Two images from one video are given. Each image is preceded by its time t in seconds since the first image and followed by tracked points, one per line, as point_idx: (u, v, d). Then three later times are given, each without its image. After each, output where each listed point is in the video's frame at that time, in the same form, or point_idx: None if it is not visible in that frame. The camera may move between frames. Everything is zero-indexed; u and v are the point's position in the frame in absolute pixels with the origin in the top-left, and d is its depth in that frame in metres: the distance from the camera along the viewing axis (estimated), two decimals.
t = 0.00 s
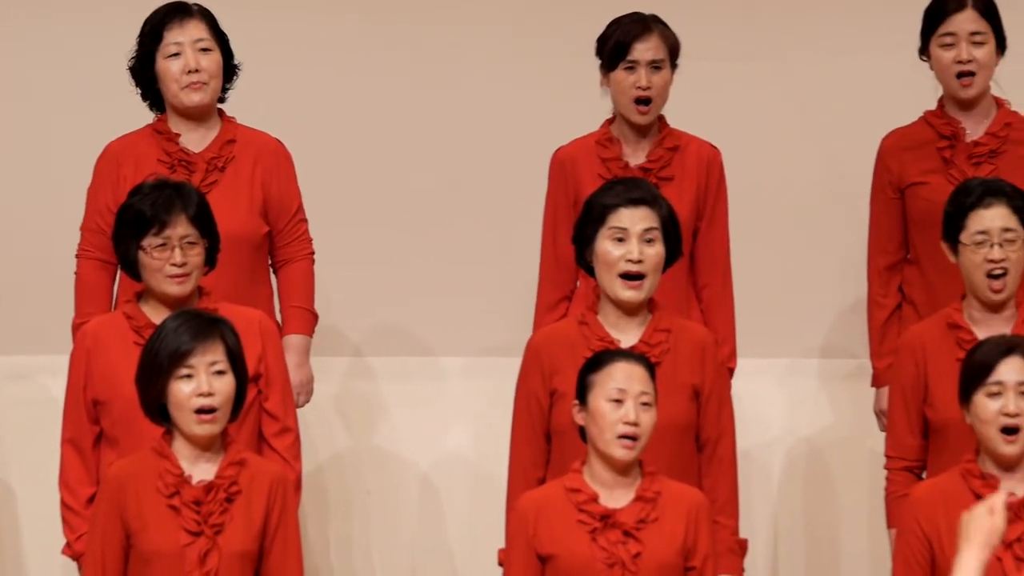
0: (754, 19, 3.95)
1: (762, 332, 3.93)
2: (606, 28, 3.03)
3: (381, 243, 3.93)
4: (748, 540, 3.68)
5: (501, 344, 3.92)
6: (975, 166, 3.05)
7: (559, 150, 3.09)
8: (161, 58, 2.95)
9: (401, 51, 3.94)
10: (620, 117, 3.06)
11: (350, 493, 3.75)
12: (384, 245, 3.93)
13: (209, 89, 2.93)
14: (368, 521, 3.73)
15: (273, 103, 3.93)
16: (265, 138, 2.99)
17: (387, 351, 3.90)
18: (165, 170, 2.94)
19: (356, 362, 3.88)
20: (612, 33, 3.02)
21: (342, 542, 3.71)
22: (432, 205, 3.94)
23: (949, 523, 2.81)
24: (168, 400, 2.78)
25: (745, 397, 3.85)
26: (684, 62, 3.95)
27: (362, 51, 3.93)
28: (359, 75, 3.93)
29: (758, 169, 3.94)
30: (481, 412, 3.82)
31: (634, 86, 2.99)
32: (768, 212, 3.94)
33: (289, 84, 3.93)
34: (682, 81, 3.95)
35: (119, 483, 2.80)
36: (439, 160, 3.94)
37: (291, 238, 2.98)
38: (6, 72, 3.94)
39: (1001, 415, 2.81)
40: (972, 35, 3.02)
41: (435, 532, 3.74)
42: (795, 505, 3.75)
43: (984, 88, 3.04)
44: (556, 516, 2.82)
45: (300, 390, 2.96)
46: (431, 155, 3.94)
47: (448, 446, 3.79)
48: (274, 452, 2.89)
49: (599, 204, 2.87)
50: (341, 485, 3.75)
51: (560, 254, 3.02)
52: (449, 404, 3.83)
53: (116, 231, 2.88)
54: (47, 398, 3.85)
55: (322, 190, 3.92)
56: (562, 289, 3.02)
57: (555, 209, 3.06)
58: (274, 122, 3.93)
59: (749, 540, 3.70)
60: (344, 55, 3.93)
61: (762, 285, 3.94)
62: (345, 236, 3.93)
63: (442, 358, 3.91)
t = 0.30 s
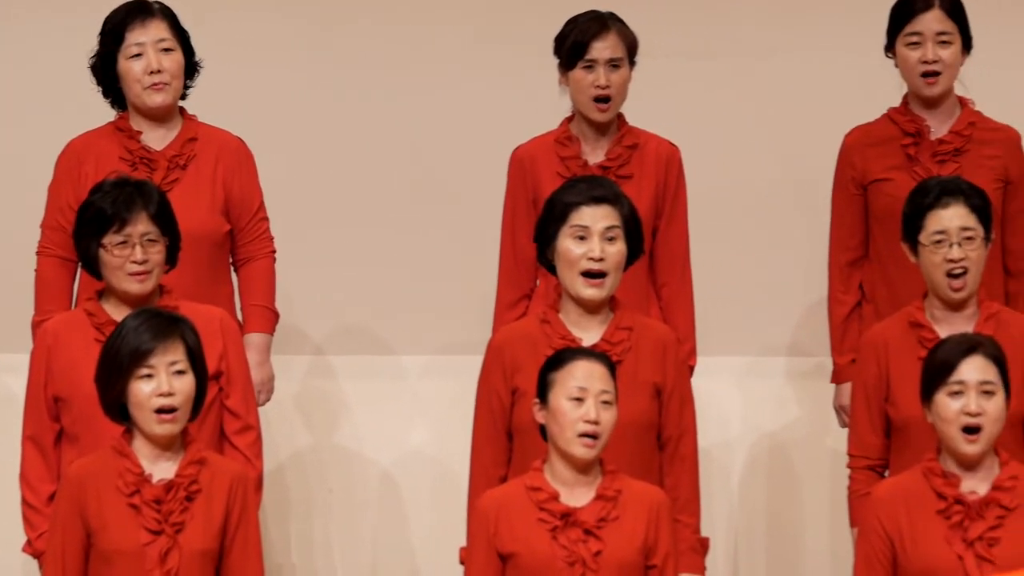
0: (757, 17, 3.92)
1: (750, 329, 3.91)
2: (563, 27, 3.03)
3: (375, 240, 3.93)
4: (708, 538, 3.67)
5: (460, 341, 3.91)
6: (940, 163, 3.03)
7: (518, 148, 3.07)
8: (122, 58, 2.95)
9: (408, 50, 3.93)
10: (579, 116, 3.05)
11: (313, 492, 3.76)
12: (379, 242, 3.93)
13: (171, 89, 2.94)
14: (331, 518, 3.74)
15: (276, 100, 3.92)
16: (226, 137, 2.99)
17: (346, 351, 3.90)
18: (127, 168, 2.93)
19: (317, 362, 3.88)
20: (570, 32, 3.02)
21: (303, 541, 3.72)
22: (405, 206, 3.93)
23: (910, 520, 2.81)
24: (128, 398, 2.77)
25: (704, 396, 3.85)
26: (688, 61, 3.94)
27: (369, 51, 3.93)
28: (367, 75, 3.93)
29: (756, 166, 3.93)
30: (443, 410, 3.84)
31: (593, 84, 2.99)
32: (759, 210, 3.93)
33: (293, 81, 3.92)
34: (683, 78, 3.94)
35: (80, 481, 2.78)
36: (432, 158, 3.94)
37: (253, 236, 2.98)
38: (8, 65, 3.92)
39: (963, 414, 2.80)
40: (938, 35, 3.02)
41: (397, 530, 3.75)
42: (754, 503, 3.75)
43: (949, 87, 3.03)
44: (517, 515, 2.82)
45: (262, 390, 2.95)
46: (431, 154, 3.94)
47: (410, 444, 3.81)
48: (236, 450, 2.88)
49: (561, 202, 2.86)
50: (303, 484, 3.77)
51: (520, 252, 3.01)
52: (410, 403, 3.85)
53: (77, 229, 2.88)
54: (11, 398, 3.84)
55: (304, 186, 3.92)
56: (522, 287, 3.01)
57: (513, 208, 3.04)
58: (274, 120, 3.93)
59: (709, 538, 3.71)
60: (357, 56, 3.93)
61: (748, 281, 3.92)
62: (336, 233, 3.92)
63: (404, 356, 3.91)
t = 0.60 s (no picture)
0: (748, 18, 3.91)
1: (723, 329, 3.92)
2: (521, 29, 3.02)
3: (351, 240, 3.94)
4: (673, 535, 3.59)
5: (425, 342, 3.92)
6: (904, 163, 3.02)
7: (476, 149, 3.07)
8: (81, 56, 2.96)
9: (415, 53, 3.94)
10: (537, 116, 3.04)
11: (273, 493, 3.67)
12: (358, 241, 3.94)
13: (130, 86, 2.94)
14: (290, 520, 3.64)
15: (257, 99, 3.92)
16: (186, 137, 2.99)
17: (309, 351, 3.90)
18: (88, 169, 2.93)
19: (279, 363, 3.87)
20: (528, 33, 3.01)
21: (263, 544, 3.61)
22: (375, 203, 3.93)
23: (872, 520, 2.81)
24: (88, 399, 2.75)
25: (665, 395, 3.81)
26: (669, 61, 3.93)
27: (347, 53, 3.93)
28: (386, 75, 3.94)
29: (738, 165, 3.92)
30: (404, 412, 3.78)
31: (551, 86, 2.98)
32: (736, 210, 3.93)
33: (272, 81, 3.92)
34: (664, 76, 3.93)
35: (40, 481, 2.75)
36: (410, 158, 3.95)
37: (214, 237, 2.99)
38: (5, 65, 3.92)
39: (924, 413, 2.80)
40: (904, 35, 2.98)
41: (357, 531, 3.64)
42: (720, 504, 3.67)
43: (912, 86, 3.01)
44: (479, 515, 2.81)
45: (223, 391, 2.95)
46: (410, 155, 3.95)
47: (370, 445, 3.74)
48: (197, 451, 2.87)
49: (522, 202, 2.85)
50: (263, 485, 3.68)
51: (480, 253, 3.00)
52: (369, 405, 3.80)
53: (37, 230, 2.87)
54: None
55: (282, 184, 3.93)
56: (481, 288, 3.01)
57: (472, 210, 3.03)
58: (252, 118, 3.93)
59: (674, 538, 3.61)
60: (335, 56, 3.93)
61: (724, 280, 3.93)
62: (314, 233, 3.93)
63: (365, 357, 3.90)
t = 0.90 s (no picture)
0: (726, 16, 3.94)
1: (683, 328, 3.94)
2: (477, 25, 3.01)
3: (322, 240, 3.94)
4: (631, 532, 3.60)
5: (382, 338, 3.92)
6: (863, 161, 3.01)
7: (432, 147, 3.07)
8: (42, 57, 2.94)
9: (400, 53, 3.95)
10: (494, 113, 3.04)
11: (230, 490, 3.67)
12: (328, 241, 3.94)
13: (91, 90, 2.94)
14: (248, 517, 3.65)
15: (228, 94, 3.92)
16: (143, 134, 3.00)
17: (268, 350, 3.90)
18: (45, 166, 2.94)
19: (237, 362, 3.87)
20: (484, 30, 3.00)
21: (220, 541, 3.62)
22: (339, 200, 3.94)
23: (830, 518, 2.81)
24: (45, 397, 2.72)
25: (618, 394, 3.84)
26: (645, 57, 3.94)
27: (322, 52, 3.94)
28: (371, 74, 3.95)
29: (706, 162, 3.94)
30: (363, 412, 3.79)
31: (507, 82, 2.98)
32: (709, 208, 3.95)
33: (242, 77, 3.92)
34: (634, 72, 3.94)
35: None
36: (378, 155, 3.96)
37: (171, 234, 3.00)
38: None
39: (880, 411, 2.80)
40: (864, 32, 2.98)
41: (315, 529, 3.65)
42: (677, 502, 3.68)
43: (871, 83, 3.00)
44: (436, 512, 2.81)
45: (179, 388, 2.97)
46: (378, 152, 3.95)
47: (328, 445, 3.75)
48: (153, 448, 2.86)
49: (479, 200, 2.85)
50: (221, 482, 3.68)
51: (435, 250, 3.00)
52: (328, 405, 3.80)
53: None
54: None
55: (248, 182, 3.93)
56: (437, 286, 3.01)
57: (428, 208, 3.03)
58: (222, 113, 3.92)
59: (630, 536, 3.62)
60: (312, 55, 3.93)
61: (690, 275, 3.94)
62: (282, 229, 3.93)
63: (324, 354, 3.90)
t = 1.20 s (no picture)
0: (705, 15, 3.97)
1: (644, 321, 3.96)
2: (433, 23, 3.01)
3: (296, 238, 3.97)
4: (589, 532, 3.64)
5: (337, 336, 3.95)
6: (823, 160, 3.02)
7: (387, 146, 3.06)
8: None
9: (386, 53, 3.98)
10: (448, 111, 3.04)
11: (189, 489, 3.72)
12: (302, 239, 3.97)
13: (47, 89, 2.94)
14: (207, 515, 3.69)
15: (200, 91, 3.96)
16: (102, 134, 3.02)
17: (227, 349, 3.93)
18: (3, 165, 2.94)
19: (195, 360, 3.90)
20: (440, 27, 3.00)
21: (180, 538, 3.66)
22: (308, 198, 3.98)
23: (787, 517, 2.81)
24: (3, 397, 2.70)
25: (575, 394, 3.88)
26: (626, 55, 3.97)
27: (322, 51, 3.97)
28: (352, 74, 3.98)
29: (680, 160, 3.97)
30: (321, 410, 3.84)
31: (462, 79, 2.98)
32: (680, 207, 3.97)
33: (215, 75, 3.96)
34: (604, 71, 3.97)
35: None
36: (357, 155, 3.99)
37: (130, 233, 3.02)
38: None
39: (837, 410, 2.80)
40: (823, 30, 2.98)
41: (273, 526, 3.70)
42: (635, 502, 3.73)
43: (830, 82, 3.01)
44: (393, 510, 2.80)
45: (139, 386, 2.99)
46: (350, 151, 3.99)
47: (287, 442, 3.79)
48: (111, 447, 2.85)
49: (435, 200, 2.85)
50: (180, 481, 3.72)
51: (391, 248, 3.00)
52: (284, 403, 3.84)
53: None
54: None
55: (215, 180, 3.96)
56: (392, 283, 3.00)
57: (383, 207, 3.02)
58: (196, 110, 3.96)
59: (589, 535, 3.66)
60: (301, 54, 3.97)
61: (657, 273, 3.96)
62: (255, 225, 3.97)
63: (279, 352, 3.94)
